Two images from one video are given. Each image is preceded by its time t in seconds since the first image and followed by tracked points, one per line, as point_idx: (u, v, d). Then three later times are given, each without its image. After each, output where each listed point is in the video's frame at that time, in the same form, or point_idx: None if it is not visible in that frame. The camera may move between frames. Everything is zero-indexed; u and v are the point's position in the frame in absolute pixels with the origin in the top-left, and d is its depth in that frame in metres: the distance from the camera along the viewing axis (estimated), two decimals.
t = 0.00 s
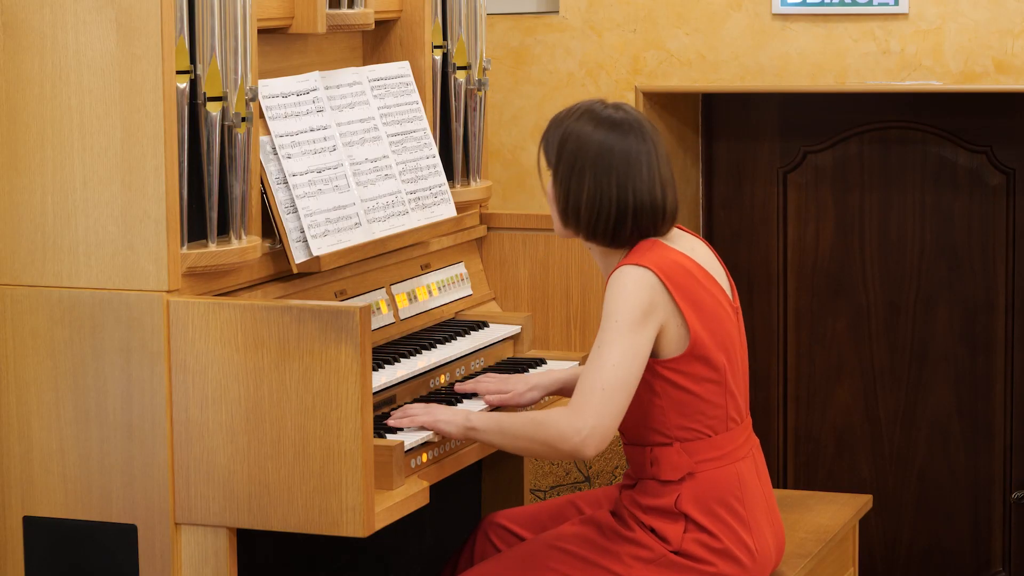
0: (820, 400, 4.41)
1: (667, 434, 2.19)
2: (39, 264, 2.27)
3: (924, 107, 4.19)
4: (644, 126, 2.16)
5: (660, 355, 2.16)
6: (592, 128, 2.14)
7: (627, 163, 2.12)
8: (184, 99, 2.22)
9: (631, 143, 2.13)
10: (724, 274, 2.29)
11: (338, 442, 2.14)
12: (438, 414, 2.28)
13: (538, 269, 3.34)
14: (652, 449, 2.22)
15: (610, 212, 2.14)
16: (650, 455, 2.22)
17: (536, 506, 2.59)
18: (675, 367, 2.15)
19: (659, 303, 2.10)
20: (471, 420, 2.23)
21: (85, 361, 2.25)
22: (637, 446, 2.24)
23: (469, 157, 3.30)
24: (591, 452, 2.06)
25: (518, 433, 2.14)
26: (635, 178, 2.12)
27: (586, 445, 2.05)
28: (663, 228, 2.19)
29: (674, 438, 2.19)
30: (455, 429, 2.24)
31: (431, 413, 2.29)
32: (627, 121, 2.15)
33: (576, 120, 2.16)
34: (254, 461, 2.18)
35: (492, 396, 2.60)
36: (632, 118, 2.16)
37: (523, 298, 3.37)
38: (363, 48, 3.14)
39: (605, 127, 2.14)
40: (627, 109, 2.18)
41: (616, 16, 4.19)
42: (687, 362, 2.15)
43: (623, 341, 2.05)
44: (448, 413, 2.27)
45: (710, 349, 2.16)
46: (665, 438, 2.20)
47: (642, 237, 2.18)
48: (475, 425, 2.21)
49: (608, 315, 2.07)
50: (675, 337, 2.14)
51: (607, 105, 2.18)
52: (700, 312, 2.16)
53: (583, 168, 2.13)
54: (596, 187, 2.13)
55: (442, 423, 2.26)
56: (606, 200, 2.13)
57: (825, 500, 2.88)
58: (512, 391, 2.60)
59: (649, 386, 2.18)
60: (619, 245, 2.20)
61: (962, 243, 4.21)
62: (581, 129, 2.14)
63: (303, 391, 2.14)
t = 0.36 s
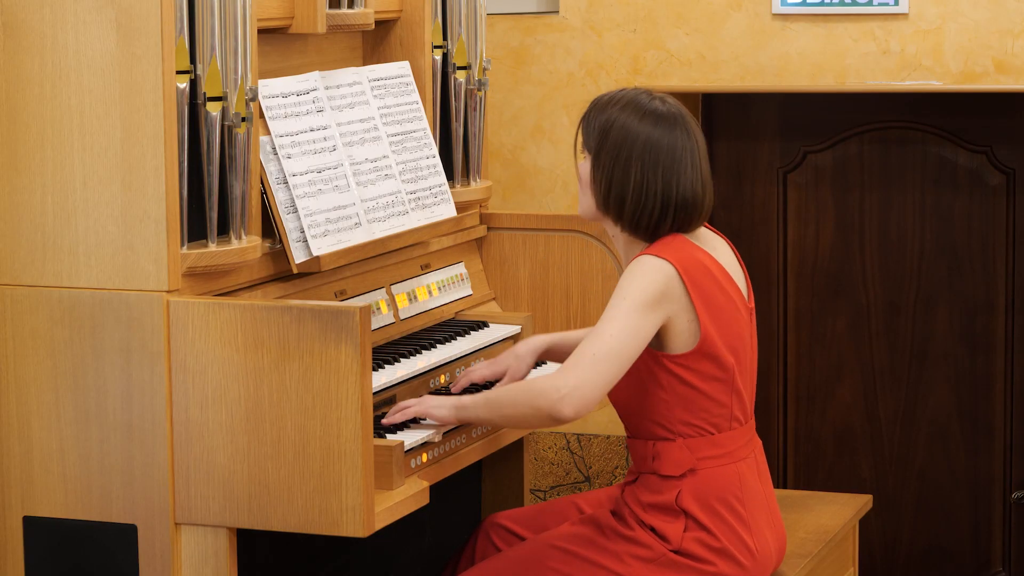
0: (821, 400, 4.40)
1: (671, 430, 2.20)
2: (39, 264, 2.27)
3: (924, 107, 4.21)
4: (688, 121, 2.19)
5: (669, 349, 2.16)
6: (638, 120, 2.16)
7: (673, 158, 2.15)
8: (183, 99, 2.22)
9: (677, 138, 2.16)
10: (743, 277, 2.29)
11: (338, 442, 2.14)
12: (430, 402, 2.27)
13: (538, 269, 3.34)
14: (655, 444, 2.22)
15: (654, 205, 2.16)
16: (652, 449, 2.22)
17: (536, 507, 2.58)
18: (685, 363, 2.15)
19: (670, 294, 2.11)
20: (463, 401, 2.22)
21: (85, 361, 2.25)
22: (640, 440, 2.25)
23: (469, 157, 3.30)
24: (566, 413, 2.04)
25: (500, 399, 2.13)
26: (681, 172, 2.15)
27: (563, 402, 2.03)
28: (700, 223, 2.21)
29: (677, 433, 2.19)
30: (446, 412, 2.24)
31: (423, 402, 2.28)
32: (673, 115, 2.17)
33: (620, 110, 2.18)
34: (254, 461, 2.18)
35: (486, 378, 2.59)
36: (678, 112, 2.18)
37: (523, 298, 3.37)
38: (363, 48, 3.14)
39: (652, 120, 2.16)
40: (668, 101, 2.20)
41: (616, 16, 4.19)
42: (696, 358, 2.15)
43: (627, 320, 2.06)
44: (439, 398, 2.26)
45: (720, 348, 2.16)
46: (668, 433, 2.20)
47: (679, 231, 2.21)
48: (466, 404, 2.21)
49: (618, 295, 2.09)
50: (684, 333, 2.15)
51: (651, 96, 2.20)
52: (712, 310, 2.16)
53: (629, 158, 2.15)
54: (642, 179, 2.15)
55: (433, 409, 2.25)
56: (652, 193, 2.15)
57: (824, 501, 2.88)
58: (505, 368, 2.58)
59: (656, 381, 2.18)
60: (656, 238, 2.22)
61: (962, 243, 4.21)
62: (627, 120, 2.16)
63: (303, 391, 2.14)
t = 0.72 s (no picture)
0: (821, 400, 4.40)
1: (676, 430, 2.20)
2: (39, 264, 2.27)
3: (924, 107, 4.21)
4: (697, 119, 2.20)
5: (678, 350, 2.16)
6: (647, 119, 2.17)
7: (683, 155, 2.16)
8: (183, 99, 2.22)
9: (687, 136, 2.17)
10: (751, 275, 2.29)
11: (338, 442, 2.14)
12: (428, 400, 2.24)
13: (538, 269, 3.34)
14: (659, 444, 2.22)
15: (666, 202, 2.16)
16: (657, 450, 2.22)
17: (537, 507, 2.58)
18: (693, 364, 2.15)
19: (680, 296, 2.10)
20: (462, 401, 2.19)
21: (85, 361, 2.25)
22: (645, 440, 2.25)
23: (469, 157, 3.31)
24: (586, 435, 2.06)
25: (512, 413, 2.13)
26: (691, 169, 2.16)
27: (584, 425, 2.05)
28: (711, 222, 2.22)
29: (682, 434, 2.19)
30: (446, 412, 2.19)
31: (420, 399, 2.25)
32: (683, 114, 2.18)
33: (628, 111, 2.19)
34: (254, 461, 2.19)
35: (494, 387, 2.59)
36: (687, 112, 2.20)
37: (523, 298, 3.37)
38: (363, 48, 3.14)
39: (661, 118, 2.17)
40: (676, 101, 2.22)
41: (616, 15, 4.19)
42: (704, 359, 2.15)
43: (637, 331, 2.06)
44: (436, 397, 2.23)
45: (729, 349, 2.16)
46: (673, 433, 2.20)
47: (690, 230, 2.21)
48: (467, 406, 2.17)
49: (627, 304, 2.08)
50: (694, 334, 2.14)
51: (659, 96, 2.21)
52: (723, 310, 2.15)
53: (640, 156, 2.16)
54: (653, 176, 2.15)
55: (432, 408, 2.22)
56: (664, 190, 2.15)
57: (825, 501, 2.88)
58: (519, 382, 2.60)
59: (664, 381, 2.18)
60: (667, 236, 2.22)
61: (962, 242, 4.21)
62: (636, 119, 2.17)
63: (303, 391, 2.14)
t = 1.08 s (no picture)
0: (821, 401, 4.40)
1: (673, 430, 2.20)
2: (39, 264, 2.27)
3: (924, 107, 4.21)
4: (678, 117, 2.20)
5: (672, 350, 2.15)
6: (629, 120, 2.17)
7: (668, 152, 2.15)
8: (183, 99, 2.22)
9: (670, 133, 2.17)
10: (743, 274, 2.29)
11: (338, 442, 2.14)
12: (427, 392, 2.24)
13: (538, 269, 3.34)
14: (657, 444, 2.22)
15: (656, 201, 2.16)
16: (655, 450, 2.22)
17: (537, 507, 2.58)
18: (688, 364, 2.15)
19: (672, 296, 2.10)
20: (463, 392, 2.21)
21: (85, 361, 2.25)
22: (643, 441, 2.24)
23: (469, 157, 3.30)
24: (584, 436, 2.07)
25: (514, 411, 2.14)
26: (677, 166, 2.15)
27: (580, 428, 2.05)
28: (701, 218, 2.21)
29: (680, 434, 2.19)
30: (446, 402, 2.21)
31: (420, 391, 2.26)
32: (663, 112, 2.18)
33: (610, 113, 2.19)
34: (254, 460, 2.18)
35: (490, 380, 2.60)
36: (667, 110, 2.20)
37: (523, 298, 3.37)
38: (363, 48, 3.13)
39: (643, 118, 2.17)
40: (657, 100, 2.22)
41: (616, 15, 4.19)
42: (698, 359, 2.15)
43: (632, 333, 2.06)
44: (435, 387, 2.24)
45: (723, 349, 2.16)
46: (671, 434, 2.20)
47: (681, 227, 2.20)
48: (468, 399, 2.19)
49: (620, 306, 2.08)
50: (688, 334, 2.14)
51: (639, 97, 2.21)
52: (716, 309, 2.15)
53: (626, 157, 2.15)
54: (640, 176, 2.15)
55: (431, 398, 2.23)
56: (652, 189, 2.15)
57: (825, 501, 2.87)
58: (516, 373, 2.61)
59: (659, 383, 2.18)
60: (657, 236, 2.21)
61: (962, 242, 4.21)
62: (619, 121, 2.17)
63: (303, 391, 2.14)
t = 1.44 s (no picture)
0: (821, 400, 4.41)
1: (669, 433, 2.19)
2: (39, 264, 2.27)
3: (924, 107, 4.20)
4: (623, 131, 2.17)
5: (655, 354, 2.15)
6: (572, 138, 2.14)
7: (611, 167, 2.12)
8: (183, 99, 2.22)
9: (612, 147, 2.13)
10: (718, 272, 2.28)
11: (338, 442, 2.14)
12: (432, 412, 2.31)
13: (538, 269, 3.34)
14: (653, 447, 2.21)
15: (603, 217, 2.13)
16: (651, 453, 2.21)
17: (537, 507, 2.58)
18: (674, 366, 2.14)
19: (650, 301, 2.09)
20: (467, 409, 2.26)
21: (85, 361, 2.25)
22: (638, 444, 2.24)
23: (469, 157, 3.30)
24: (591, 453, 2.08)
25: (518, 430, 2.16)
26: (622, 179, 2.12)
27: (586, 446, 2.06)
28: (657, 229, 2.18)
29: (674, 436, 2.19)
30: (450, 421, 2.28)
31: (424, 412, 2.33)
32: (608, 127, 2.16)
33: (554, 133, 2.17)
34: (254, 460, 2.19)
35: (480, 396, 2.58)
36: (611, 124, 2.16)
37: (523, 299, 3.37)
38: (363, 48, 3.14)
39: (585, 135, 2.14)
40: (602, 116, 2.19)
41: (616, 15, 4.19)
42: (682, 360, 2.14)
43: (619, 344, 2.05)
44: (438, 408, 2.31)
45: (707, 348, 2.15)
46: (666, 437, 2.19)
47: (637, 238, 2.17)
48: (471, 414, 2.24)
49: (602, 318, 2.07)
50: (669, 336, 2.13)
51: (584, 114, 2.18)
52: (695, 310, 2.15)
53: (571, 175, 2.13)
54: (584, 194, 2.13)
55: (435, 419, 2.30)
56: (597, 205, 2.13)
57: (825, 500, 2.88)
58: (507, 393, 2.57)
59: (648, 386, 2.17)
60: (612, 251, 2.19)
61: (962, 242, 4.21)
62: (562, 140, 2.15)
63: (303, 391, 2.14)
